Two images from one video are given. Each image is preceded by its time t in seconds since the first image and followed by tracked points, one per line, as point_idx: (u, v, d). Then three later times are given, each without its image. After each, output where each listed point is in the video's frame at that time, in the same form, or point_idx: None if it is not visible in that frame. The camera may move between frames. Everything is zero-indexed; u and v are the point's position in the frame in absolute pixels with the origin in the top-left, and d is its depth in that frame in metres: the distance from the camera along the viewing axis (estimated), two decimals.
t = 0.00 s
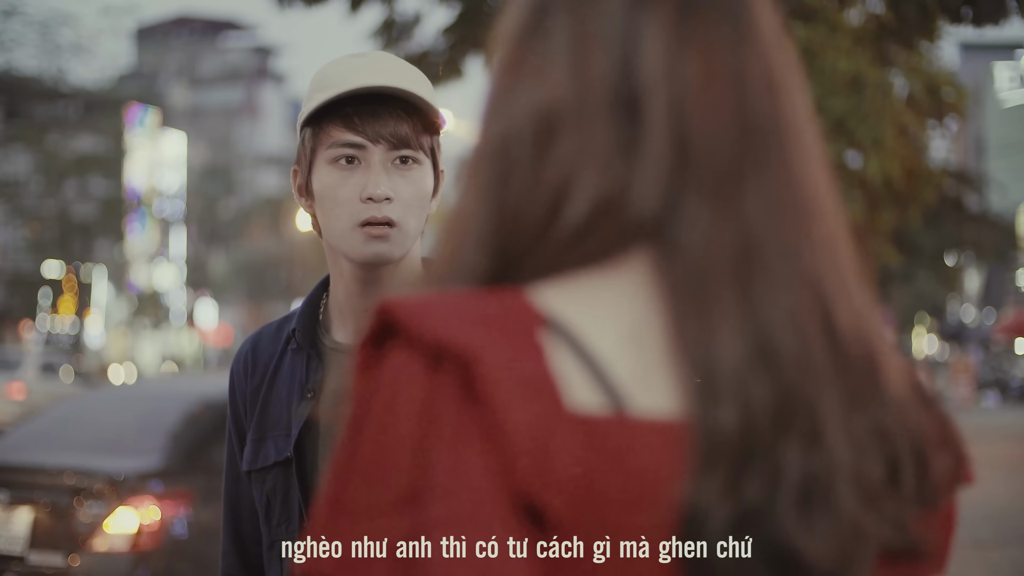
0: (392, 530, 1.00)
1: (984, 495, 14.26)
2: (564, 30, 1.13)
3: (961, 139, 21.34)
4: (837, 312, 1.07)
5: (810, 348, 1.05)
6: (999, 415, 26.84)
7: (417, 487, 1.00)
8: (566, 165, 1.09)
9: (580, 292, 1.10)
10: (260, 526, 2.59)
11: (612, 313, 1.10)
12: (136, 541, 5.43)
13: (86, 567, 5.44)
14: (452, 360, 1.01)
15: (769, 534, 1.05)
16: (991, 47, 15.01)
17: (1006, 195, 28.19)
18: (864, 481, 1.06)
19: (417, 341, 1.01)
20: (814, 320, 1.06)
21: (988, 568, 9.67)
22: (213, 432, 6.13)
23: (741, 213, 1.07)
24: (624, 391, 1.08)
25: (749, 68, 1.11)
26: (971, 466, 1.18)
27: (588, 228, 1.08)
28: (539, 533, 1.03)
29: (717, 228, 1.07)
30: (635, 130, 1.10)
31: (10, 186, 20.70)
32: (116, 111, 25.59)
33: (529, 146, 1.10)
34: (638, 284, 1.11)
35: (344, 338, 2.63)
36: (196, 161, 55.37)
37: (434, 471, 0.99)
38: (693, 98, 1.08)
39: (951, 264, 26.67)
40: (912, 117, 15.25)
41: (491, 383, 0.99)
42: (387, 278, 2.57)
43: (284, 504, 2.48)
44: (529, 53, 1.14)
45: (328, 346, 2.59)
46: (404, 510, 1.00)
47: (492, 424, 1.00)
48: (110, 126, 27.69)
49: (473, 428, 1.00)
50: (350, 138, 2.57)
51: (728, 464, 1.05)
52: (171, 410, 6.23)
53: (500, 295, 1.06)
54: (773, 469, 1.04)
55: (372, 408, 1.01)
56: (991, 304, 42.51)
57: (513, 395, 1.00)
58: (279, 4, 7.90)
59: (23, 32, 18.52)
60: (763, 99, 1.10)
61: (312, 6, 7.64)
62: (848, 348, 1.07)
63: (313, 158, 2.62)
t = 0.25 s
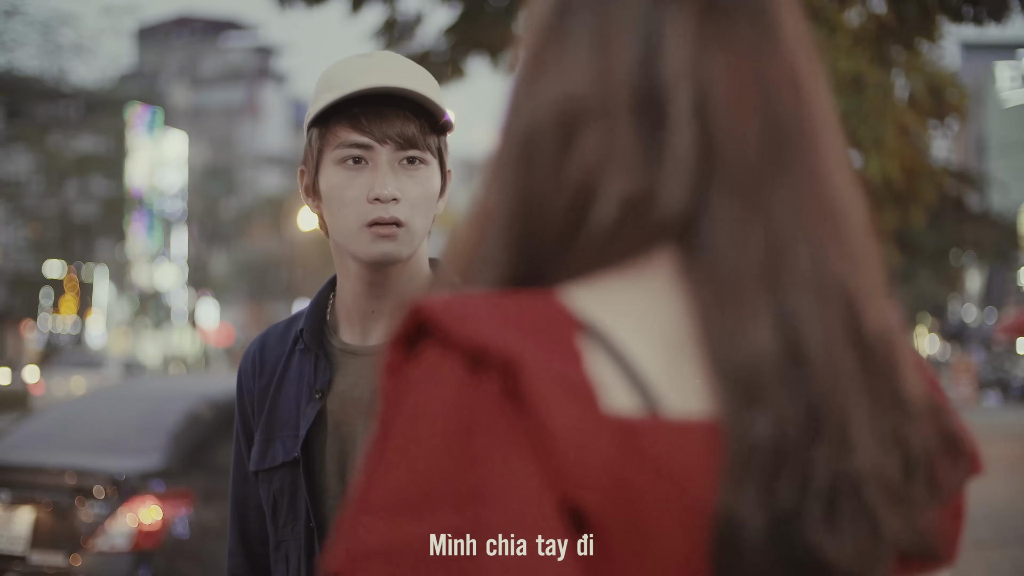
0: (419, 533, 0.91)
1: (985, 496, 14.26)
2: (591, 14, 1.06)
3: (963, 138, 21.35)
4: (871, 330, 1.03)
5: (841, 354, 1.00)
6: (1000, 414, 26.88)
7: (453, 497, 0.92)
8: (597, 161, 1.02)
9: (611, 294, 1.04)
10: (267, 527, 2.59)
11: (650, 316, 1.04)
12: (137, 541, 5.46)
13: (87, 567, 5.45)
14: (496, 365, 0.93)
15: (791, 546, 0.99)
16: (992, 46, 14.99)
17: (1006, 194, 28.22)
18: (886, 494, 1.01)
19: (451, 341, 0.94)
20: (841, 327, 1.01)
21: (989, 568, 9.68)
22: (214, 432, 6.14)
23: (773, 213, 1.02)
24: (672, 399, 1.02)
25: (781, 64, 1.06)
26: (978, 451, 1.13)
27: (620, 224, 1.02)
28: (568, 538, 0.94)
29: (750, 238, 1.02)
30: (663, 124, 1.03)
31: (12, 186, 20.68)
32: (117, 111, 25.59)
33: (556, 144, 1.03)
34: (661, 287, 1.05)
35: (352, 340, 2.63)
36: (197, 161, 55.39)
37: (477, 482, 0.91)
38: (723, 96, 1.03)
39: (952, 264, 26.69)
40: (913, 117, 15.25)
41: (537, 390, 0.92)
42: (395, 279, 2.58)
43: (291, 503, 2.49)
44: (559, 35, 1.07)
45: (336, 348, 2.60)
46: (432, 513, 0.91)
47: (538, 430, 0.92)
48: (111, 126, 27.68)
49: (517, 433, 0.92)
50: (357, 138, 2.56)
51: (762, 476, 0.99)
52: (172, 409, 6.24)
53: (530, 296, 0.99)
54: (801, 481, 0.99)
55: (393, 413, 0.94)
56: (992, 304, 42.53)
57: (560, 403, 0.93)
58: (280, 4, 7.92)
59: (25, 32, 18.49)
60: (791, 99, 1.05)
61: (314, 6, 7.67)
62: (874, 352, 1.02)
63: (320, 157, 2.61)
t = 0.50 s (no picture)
0: (422, 544, 1.05)
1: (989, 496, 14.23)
2: (611, 35, 1.13)
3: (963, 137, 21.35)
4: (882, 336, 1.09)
5: (847, 368, 1.07)
6: (1000, 414, 26.87)
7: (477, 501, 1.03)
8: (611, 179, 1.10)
9: (627, 305, 1.13)
10: (268, 528, 2.58)
11: (656, 323, 1.13)
12: (138, 540, 5.45)
13: (88, 567, 5.44)
14: (513, 378, 1.03)
15: (796, 535, 1.06)
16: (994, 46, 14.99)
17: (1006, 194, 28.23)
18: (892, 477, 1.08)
19: (474, 357, 1.04)
20: (843, 329, 1.08)
21: (990, 566, 9.69)
22: (215, 433, 6.14)
23: (780, 223, 1.09)
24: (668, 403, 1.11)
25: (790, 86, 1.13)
26: (998, 445, 1.26)
27: (633, 251, 1.10)
28: (568, 539, 1.03)
29: (758, 247, 1.09)
30: (675, 145, 1.11)
31: (14, 186, 20.62)
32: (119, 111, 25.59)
33: (560, 175, 1.11)
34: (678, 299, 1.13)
35: (353, 340, 2.60)
36: (197, 160, 55.35)
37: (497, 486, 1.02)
38: (735, 113, 1.10)
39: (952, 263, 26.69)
40: (915, 116, 15.22)
41: (553, 403, 1.02)
42: (399, 279, 2.60)
43: (293, 504, 2.46)
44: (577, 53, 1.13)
45: (339, 345, 2.59)
46: (443, 516, 1.04)
47: (555, 440, 1.03)
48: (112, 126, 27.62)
49: (534, 439, 1.03)
50: (363, 137, 2.59)
51: (771, 471, 1.06)
52: (173, 410, 6.22)
53: (549, 310, 1.09)
54: (804, 480, 1.06)
55: (420, 427, 1.06)
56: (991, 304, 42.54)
57: (572, 412, 1.03)
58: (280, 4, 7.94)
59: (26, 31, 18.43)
60: (801, 120, 1.12)
61: (315, 6, 7.68)
62: (879, 362, 1.09)
63: (326, 157, 2.63)
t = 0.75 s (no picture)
0: (409, 540, 1.04)
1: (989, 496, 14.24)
2: (611, 38, 1.14)
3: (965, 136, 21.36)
4: (853, 327, 1.09)
5: (843, 351, 1.08)
6: (1000, 413, 26.88)
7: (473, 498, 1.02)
8: (609, 175, 1.11)
9: (624, 302, 1.12)
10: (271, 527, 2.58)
11: (652, 317, 1.12)
12: (139, 540, 5.47)
13: (90, 566, 5.44)
14: (517, 377, 1.02)
15: (795, 518, 1.06)
16: (996, 45, 14.99)
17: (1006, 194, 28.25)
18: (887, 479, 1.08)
19: (475, 356, 1.04)
20: (839, 315, 1.09)
21: (989, 566, 9.70)
22: (217, 432, 6.15)
23: (778, 214, 1.10)
24: (672, 402, 1.11)
25: (780, 72, 1.14)
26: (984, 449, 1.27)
27: (629, 240, 1.11)
28: (569, 540, 1.02)
29: (754, 232, 1.10)
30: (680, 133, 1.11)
31: (15, 186, 20.60)
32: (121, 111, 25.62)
33: (552, 176, 1.12)
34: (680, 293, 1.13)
35: (354, 339, 2.60)
36: (199, 159, 55.37)
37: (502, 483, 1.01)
38: (730, 104, 1.11)
39: (952, 263, 26.72)
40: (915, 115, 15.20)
41: (555, 399, 1.01)
42: (400, 280, 2.59)
43: (296, 503, 2.46)
44: (576, 59, 1.15)
45: (339, 344, 2.59)
46: (442, 515, 1.03)
47: (559, 444, 1.02)
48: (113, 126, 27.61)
49: (536, 436, 1.02)
50: (364, 137, 2.58)
51: (766, 453, 1.07)
52: (174, 409, 6.23)
53: (548, 310, 1.08)
54: (802, 466, 1.06)
55: (422, 422, 1.06)
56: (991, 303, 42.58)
57: (574, 404, 1.02)
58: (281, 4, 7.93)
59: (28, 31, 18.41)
60: (792, 110, 1.13)
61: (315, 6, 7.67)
62: (871, 340, 1.10)
63: (327, 157, 2.63)
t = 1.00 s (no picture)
0: (375, 521, 1.11)
1: (992, 498, 14.19)
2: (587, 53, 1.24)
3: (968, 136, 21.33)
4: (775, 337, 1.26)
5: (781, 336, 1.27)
6: (1002, 414, 26.84)
7: (442, 485, 1.10)
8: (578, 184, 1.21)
9: (575, 306, 1.24)
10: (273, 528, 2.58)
11: (607, 320, 1.25)
12: (141, 539, 5.44)
13: (91, 566, 5.45)
14: (474, 364, 1.12)
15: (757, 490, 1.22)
16: (999, 45, 14.97)
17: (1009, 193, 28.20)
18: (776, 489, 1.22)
19: (428, 346, 1.13)
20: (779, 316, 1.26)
21: (994, 567, 9.65)
22: (221, 432, 6.12)
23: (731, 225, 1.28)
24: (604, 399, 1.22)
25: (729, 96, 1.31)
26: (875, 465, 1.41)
27: (588, 250, 1.22)
28: (532, 536, 1.11)
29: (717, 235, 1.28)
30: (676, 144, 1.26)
31: (17, 185, 20.57)
32: (123, 111, 25.61)
33: (521, 192, 1.22)
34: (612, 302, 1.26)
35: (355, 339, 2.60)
36: (201, 159, 55.34)
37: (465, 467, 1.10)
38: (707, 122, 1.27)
39: (954, 263, 26.69)
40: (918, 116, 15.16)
41: (514, 387, 1.11)
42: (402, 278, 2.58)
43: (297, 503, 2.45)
44: (514, 86, 1.26)
45: (340, 338, 2.60)
46: (408, 503, 1.10)
47: (515, 420, 1.11)
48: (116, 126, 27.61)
49: (491, 423, 1.12)
50: (363, 136, 2.58)
51: (724, 427, 1.23)
52: (175, 409, 6.23)
53: (500, 308, 1.19)
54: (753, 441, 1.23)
55: (375, 404, 1.14)
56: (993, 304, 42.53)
57: (533, 400, 1.12)
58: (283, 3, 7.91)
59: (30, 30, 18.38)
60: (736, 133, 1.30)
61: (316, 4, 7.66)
62: (801, 335, 1.28)
63: (327, 155, 2.63)
